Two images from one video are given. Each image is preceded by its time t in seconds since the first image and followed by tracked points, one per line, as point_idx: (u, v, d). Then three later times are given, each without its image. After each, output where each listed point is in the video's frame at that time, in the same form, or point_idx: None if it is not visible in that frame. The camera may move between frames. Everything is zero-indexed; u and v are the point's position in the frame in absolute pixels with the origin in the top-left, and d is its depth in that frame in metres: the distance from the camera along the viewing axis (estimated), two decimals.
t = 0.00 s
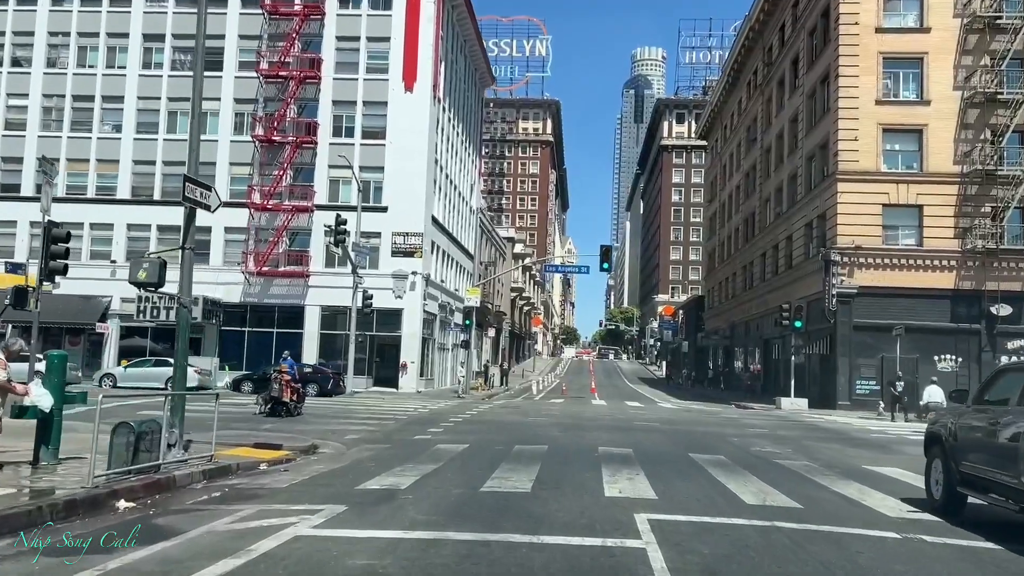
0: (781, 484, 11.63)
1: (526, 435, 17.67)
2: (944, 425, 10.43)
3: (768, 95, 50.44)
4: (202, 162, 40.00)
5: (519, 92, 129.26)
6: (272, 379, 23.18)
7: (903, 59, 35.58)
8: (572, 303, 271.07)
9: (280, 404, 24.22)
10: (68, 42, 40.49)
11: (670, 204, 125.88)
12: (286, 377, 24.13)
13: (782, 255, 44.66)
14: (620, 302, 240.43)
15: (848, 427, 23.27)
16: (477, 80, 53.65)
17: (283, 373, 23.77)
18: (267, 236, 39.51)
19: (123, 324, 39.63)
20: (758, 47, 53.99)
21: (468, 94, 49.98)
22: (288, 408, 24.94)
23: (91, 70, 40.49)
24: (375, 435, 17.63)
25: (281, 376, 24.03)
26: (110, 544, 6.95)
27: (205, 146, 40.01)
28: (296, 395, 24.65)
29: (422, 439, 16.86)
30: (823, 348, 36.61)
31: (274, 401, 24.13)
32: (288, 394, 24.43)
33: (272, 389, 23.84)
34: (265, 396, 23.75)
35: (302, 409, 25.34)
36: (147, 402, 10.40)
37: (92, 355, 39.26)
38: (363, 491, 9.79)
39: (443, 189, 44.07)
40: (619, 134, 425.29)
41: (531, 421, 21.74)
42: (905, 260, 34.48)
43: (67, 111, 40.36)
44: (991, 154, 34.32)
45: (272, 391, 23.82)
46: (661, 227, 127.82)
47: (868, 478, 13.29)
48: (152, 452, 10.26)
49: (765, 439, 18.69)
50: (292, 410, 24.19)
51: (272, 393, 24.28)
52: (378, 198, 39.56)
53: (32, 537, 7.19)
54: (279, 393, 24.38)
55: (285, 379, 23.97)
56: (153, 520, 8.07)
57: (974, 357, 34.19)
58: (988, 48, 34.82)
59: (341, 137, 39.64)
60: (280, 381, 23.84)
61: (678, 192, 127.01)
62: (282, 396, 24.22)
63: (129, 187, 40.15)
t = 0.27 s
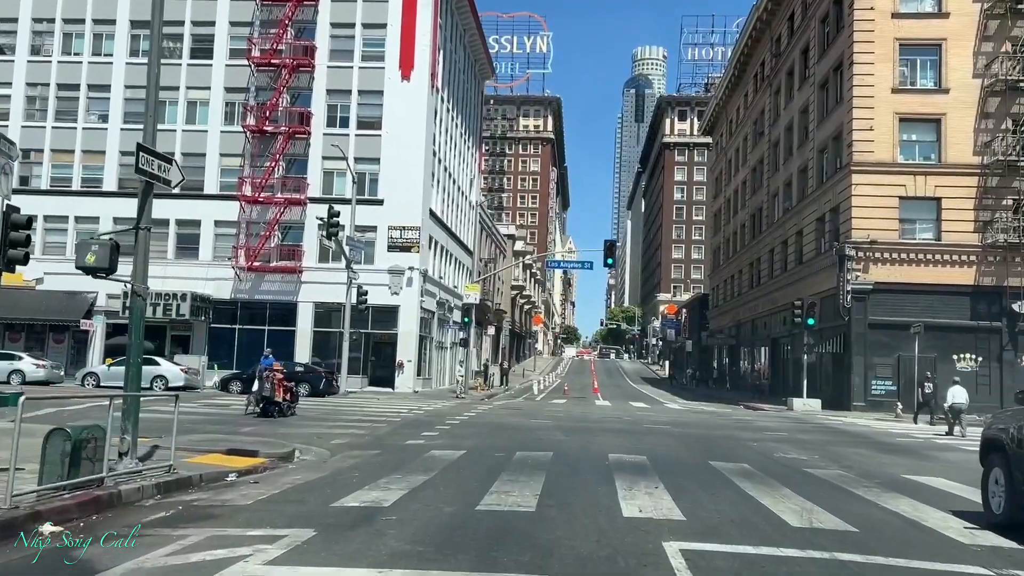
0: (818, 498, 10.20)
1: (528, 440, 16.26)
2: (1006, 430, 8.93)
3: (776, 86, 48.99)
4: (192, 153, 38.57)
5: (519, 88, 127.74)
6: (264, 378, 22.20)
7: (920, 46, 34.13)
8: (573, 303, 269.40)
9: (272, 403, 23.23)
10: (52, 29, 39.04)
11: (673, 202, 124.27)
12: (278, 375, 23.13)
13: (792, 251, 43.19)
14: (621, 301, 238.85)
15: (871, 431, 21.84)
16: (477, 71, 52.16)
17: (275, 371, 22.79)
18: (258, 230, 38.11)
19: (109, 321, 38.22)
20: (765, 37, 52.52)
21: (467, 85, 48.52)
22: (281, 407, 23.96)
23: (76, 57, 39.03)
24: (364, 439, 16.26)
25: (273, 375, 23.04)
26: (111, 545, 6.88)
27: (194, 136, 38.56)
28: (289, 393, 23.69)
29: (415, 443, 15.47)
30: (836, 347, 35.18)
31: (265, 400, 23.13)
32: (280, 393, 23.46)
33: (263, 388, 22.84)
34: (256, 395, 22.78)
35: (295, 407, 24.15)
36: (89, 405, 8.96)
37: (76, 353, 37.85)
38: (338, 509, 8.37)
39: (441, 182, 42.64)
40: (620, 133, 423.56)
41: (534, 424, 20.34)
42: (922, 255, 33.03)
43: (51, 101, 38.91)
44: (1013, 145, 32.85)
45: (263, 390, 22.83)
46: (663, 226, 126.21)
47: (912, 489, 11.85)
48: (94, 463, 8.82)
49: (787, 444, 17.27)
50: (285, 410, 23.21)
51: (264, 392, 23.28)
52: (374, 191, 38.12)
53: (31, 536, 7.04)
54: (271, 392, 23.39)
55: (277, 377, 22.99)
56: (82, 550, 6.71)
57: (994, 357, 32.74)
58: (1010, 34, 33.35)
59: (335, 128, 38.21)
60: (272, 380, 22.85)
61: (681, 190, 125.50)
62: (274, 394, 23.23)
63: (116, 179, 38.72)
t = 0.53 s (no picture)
0: (863, 514, 8.88)
1: (528, 445, 14.96)
2: None
3: (783, 78, 47.74)
4: (180, 144, 37.26)
5: (518, 85, 126.38)
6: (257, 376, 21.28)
7: (935, 33, 32.86)
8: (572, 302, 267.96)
9: (264, 403, 22.26)
10: (36, 16, 37.73)
11: (673, 200, 122.92)
12: (271, 374, 22.18)
13: (800, 247, 41.86)
14: (621, 301, 237.52)
15: (893, 435, 20.54)
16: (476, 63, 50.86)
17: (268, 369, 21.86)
18: (248, 224, 36.80)
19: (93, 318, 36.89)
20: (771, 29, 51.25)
21: (465, 77, 47.22)
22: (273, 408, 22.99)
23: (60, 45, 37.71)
24: (351, 443, 14.99)
25: (266, 373, 22.09)
26: (110, 545, 6.75)
27: (182, 127, 37.23)
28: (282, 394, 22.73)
29: (405, 449, 14.20)
30: (847, 345, 33.88)
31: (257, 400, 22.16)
32: (272, 393, 22.50)
33: (255, 388, 21.90)
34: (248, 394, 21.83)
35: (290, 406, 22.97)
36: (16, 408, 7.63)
37: (59, 351, 36.52)
38: (305, 533, 7.05)
39: (438, 175, 41.31)
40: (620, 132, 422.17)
41: (534, 426, 19.03)
42: (938, 250, 31.76)
43: (34, 90, 37.58)
44: None
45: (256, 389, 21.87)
46: (663, 224, 124.83)
47: (961, 502, 10.54)
48: (18, 478, 7.48)
49: (809, 450, 15.96)
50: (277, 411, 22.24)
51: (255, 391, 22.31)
52: (368, 183, 36.81)
53: (32, 536, 6.94)
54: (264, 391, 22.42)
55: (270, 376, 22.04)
56: (80, 551, 6.57)
57: (1013, 356, 31.45)
58: None
59: (328, 118, 36.89)
60: (264, 379, 21.90)
61: (681, 188, 124.21)
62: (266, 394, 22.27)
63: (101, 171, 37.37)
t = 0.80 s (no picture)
0: (917, 536, 7.68)
1: (527, 450, 13.76)
2: None
3: (788, 71, 46.58)
4: (166, 135, 36.00)
5: (517, 83, 125.09)
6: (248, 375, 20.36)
7: (949, 20, 31.69)
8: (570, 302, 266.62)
9: (254, 403, 21.33)
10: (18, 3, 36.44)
11: (673, 199, 121.67)
12: (263, 372, 21.25)
13: (807, 243, 40.64)
14: (619, 300, 236.25)
15: (914, 438, 19.36)
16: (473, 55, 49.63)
17: (260, 368, 20.94)
18: (237, 219, 35.57)
19: (76, 314, 35.64)
20: (776, 21, 50.07)
21: (462, 68, 46.00)
22: (264, 408, 22.08)
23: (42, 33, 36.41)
24: (335, 448, 13.78)
25: (257, 372, 21.16)
26: (111, 545, 6.75)
27: (169, 117, 35.96)
28: (274, 393, 21.82)
29: (394, 455, 13.01)
30: (857, 344, 32.69)
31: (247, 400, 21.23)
32: (264, 392, 21.57)
33: (246, 387, 20.96)
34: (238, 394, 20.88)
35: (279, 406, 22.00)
36: None
37: (41, 349, 35.26)
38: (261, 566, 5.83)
39: (434, 169, 40.11)
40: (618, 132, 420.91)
41: (534, 429, 17.84)
42: (952, 245, 30.59)
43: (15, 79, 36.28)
44: None
45: (247, 388, 20.93)
46: (663, 223, 123.57)
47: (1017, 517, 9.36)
48: None
49: (832, 455, 14.77)
50: (269, 411, 21.32)
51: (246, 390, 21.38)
52: (361, 176, 35.58)
53: (32, 536, 6.82)
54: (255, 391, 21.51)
55: (262, 375, 21.12)
56: (81, 550, 6.52)
57: None
58: None
59: (320, 109, 35.65)
60: (256, 377, 20.97)
61: (681, 186, 123.05)
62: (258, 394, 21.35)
63: (84, 163, 36.08)
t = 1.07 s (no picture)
0: (985, 563, 6.55)
1: (525, 457, 12.63)
2: None
3: (792, 63, 45.51)
4: (152, 126, 34.82)
5: (515, 79, 123.96)
6: (238, 374, 19.45)
7: (963, 7, 30.63)
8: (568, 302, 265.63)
9: (245, 403, 20.42)
10: None
11: (671, 197, 120.71)
12: (253, 371, 20.34)
13: (813, 239, 39.55)
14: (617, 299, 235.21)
15: (935, 442, 18.28)
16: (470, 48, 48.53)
17: (251, 367, 20.05)
18: (225, 213, 34.42)
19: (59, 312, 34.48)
20: (780, 12, 49.02)
21: (458, 60, 44.87)
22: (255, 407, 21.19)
23: (25, 22, 35.24)
24: (317, 454, 12.68)
25: (247, 371, 20.25)
26: (110, 545, 6.67)
27: (155, 108, 34.78)
28: (265, 393, 20.92)
29: (380, 462, 11.90)
30: (866, 343, 31.60)
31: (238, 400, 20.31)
32: (255, 392, 20.67)
33: (236, 387, 20.04)
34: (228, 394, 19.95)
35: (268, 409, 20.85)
36: None
37: (22, 348, 34.10)
38: None
39: (429, 162, 39.00)
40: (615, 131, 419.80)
41: (533, 432, 16.72)
42: (966, 240, 29.55)
43: None
44: None
45: (237, 388, 20.02)
46: (661, 221, 122.53)
47: None
48: None
49: (855, 462, 13.66)
50: (261, 412, 20.44)
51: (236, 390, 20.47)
52: (354, 169, 34.44)
53: (32, 533, 6.82)
54: (245, 390, 20.60)
55: (253, 374, 20.21)
56: (79, 551, 6.49)
57: None
58: None
59: (311, 99, 34.51)
60: (246, 377, 20.07)
61: (680, 185, 122.08)
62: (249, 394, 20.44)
63: (67, 155, 34.92)
